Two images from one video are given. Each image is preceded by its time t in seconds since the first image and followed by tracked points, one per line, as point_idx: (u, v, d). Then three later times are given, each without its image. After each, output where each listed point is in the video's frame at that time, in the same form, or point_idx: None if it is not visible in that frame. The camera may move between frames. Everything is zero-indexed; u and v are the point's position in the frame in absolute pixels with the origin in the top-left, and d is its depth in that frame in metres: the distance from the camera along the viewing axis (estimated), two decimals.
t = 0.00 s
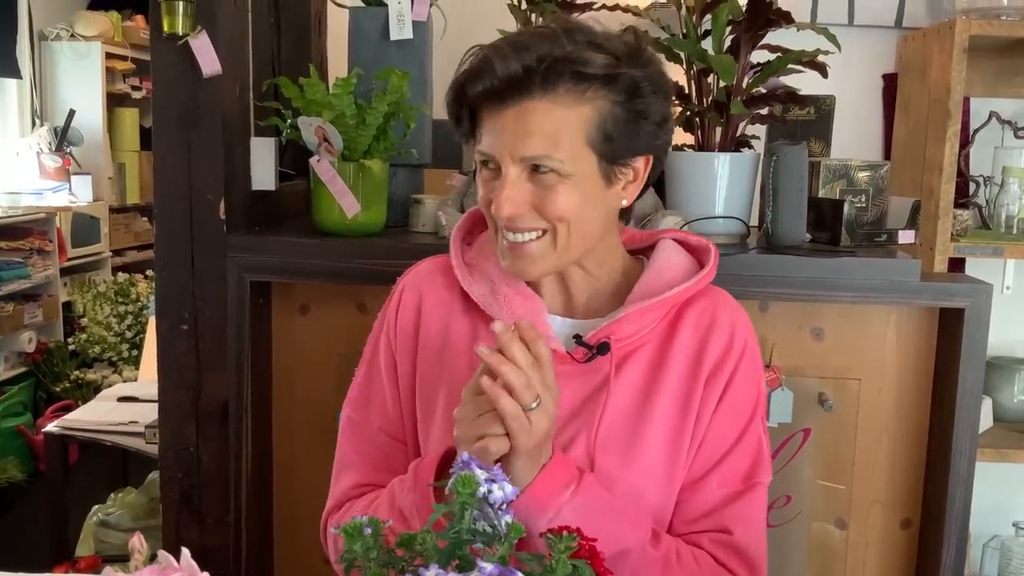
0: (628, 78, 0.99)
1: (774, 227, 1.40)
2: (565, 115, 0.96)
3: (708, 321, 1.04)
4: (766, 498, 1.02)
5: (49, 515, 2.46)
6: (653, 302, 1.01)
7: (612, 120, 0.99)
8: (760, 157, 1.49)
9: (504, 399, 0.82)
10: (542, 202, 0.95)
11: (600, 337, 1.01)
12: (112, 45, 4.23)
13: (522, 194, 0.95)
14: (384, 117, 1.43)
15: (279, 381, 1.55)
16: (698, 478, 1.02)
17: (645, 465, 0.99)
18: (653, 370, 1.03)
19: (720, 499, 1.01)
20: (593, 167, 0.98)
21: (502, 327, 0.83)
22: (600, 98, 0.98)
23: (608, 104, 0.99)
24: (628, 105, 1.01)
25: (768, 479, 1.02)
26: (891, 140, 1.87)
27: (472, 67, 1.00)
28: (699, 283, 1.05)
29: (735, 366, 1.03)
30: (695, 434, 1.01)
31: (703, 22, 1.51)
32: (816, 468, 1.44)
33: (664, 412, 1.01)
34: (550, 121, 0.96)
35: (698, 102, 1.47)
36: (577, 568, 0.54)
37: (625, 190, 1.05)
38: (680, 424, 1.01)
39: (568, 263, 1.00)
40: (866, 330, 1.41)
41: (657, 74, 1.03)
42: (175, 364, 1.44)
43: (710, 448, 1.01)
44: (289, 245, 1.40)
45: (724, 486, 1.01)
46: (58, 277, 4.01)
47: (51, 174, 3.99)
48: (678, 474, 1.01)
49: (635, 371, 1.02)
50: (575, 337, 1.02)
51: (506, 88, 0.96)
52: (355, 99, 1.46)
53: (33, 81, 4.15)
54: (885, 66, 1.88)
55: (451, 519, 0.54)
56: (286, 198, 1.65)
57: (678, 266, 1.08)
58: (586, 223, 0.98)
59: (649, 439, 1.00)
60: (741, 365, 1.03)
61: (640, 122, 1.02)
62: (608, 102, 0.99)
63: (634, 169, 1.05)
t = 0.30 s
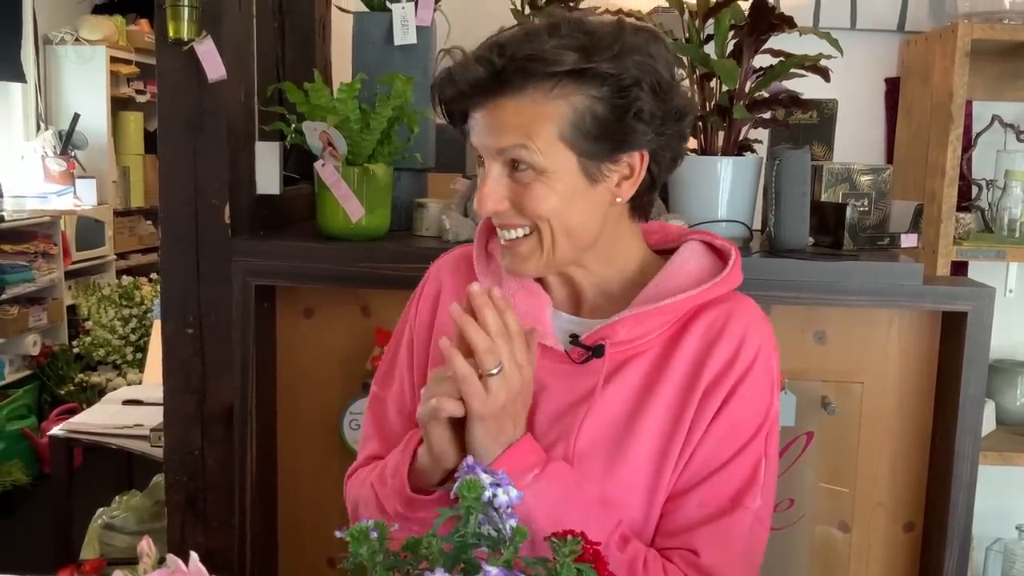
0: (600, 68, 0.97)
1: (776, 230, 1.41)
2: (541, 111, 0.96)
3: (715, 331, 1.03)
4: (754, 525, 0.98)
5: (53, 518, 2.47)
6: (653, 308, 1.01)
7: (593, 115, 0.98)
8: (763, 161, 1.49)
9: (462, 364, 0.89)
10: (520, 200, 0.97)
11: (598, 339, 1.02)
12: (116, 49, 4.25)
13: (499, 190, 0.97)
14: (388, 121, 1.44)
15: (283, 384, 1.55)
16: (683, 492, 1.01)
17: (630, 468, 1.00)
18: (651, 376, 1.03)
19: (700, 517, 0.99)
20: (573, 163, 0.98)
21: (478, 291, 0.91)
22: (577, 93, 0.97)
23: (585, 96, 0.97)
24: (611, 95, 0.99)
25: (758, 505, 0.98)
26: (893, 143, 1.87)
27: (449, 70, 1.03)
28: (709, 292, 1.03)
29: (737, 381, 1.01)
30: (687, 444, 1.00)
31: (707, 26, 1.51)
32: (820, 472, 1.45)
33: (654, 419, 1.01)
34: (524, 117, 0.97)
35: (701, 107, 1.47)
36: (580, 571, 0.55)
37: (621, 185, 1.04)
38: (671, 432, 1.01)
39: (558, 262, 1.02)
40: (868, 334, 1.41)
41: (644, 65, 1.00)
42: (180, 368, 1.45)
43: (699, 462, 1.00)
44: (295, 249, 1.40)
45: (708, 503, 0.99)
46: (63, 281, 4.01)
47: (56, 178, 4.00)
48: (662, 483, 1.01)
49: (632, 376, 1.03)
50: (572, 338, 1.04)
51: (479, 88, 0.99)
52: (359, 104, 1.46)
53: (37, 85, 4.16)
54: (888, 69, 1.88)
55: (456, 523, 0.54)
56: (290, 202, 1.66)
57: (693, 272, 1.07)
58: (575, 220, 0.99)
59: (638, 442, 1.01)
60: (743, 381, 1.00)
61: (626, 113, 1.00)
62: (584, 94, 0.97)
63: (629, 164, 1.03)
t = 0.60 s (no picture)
0: (560, 58, 0.99)
1: (788, 231, 1.40)
2: (498, 96, 0.99)
3: (661, 336, 1.03)
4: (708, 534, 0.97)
5: (67, 519, 2.48)
6: (597, 312, 1.00)
7: (547, 106, 1.00)
8: (775, 161, 1.49)
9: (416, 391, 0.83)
10: (470, 183, 0.99)
11: (544, 345, 1.02)
12: (128, 52, 4.27)
13: (453, 172, 0.99)
14: (399, 123, 1.44)
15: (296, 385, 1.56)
16: (637, 499, 1.00)
17: (581, 475, 1.00)
18: (600, 382, 1.03)
19: (655, 523, 0.98)
20: (523, 152, 1.00)
21: (429, 314, 0.82)
22: (533, 83, 1.00)
23: (542, 86, 1.00)
24: (568, 88, 1.01)
25: (713, 509, 0.97)
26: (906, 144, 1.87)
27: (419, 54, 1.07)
28: (654, 296, 1.03)
29: (684, 386, 1.00)
30: (637, 451, 1.00)
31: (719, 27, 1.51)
32: (833, 474, 1.44)
33: (605, 426, 1.01)
34: (482, 101, 1.00)
35: (713, 107, 1.47)
36: (595, 571, 0.55)
37: (569, 181, 1.05)
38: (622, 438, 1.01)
39: (503, 253, 1.01)
40: (880, 335, 1.41)
41: (603, 60, 1.02)
42: (193, 368, 1.45)
43: (652, 467, 1.00)
44: (307, 251, 1.41)
45: (659, 510, 0.98)
46: (75, 283, 4.02)
47: (69, 181, 4.02)
48: (614, 490, 1.00)
49: (580, 382, 1.03)
50: (520, 343, 1.04)
51: (444, 72, 1.03)
52: (370, 106, 1.47)
53: (50, 88, 4.18)
54: (900, 70, 1.88)
55: (471, 522, 0.54)
56: (302, 203, 1.66)
57: (637, 275, 1.06)
58: (523, 208, 1.00)
59: (587, 449, 1.01)
60: (692, 384, 1.00)
61: (585, 105, 1.02)
62: (542, 85, 1.00)
63: (582, 160, 1.05)
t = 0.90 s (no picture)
0: (436, 74, 1.04)
1: (815, 234, 1.40)
2: (374, 103, 1.03)
3: (513, 342, 1.06)
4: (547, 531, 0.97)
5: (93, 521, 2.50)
6: (450, 316, 1.03)
7: (421, 118, 1.04)
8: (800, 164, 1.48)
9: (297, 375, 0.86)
10: (343, 183, 1.01)
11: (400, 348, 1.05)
12: (153, 57, 4.32)
13: (325, 171, 1.02)
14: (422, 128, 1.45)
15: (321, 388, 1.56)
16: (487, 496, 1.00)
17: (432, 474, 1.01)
18: (456, 384, 1.05)
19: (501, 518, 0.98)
20: (394, 160, 1.03)
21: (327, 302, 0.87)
22: (408, 94, 1.04)
23: (418, 99, 1.04)
24: (442, 105, 1.05)
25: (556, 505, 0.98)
26: (932, 148, 1.86)
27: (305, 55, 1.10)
28: (506, 302, 1.06)
29: (535, 387, 1.03)
30: (484, 452, 1.01)
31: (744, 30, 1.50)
32: (859, 479, 1.43)
33: (455, 426, 1.03)
34: (359, 107, 1.03)
35: (738, 111, 1.47)
36: None
37: (435, 193, 1.08)
38: (473, 437, 1.02)
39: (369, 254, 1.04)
40: (907, 340, 1.40)
41: (484, 84, 1.07)
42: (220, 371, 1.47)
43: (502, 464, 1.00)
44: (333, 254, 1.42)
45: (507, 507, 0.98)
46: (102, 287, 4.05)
47: (95, 185, 4.00)
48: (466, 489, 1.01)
49: (437, 384, 1.05)
50: (379, 347, 1.06)
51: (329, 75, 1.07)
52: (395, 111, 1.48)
53: (76, 93, 4.22)
54: (926, 72, 1.87)
55: (501, 527, 0.55)
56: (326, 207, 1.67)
57: (493, 283, 1.10)
58: (389, 213, 1.02)
59: (436, 451, 1.02)
60: (543, 385, 1.03)
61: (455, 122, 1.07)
62: (417, 97, 1.04)
63: (445, 174, 1.09)
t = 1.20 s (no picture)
0: (346, 66, 0.97)
1: (852, 240, 1.39)
2: (284, 89, 0.96)
3: (427, 329, 1.00)
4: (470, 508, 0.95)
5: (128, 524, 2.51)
6: (367, 306, 0.97)
7: (331, 108, 0.97)
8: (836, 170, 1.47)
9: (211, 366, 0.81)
10: (248, 168, 0.95)
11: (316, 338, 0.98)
12: (186, 63, 4.38)
13: (236, 156, 0.95)
14: (457, 134, 1.47)
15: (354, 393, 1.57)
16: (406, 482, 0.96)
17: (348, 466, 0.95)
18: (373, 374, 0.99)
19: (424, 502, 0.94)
20: (299, 147, 0.96)
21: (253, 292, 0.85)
22: (318, 83, 0.97)
23: (328, 90, 0.97)
24: (352, 97, 0.98)
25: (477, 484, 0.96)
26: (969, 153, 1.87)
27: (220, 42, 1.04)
28: (424, 287, 1.00)
29: (451, 371, 0.98)
30: (404, 439, 0.96)
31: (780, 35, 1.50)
32: (896, 487, 1.42)
33: (371, 418, 0.97)
34: (269, 92, 0.97)
35: (773, 116, 1.46)
36: None
37: (342, 183, 1.00)
38: (391, 425, 0.96)
39: (269, 240, 0.97)
40: (946, 347, 1.38)
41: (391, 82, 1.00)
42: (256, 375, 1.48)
43: (419, 449, 0.96)
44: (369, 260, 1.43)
45: (429, 487, 0.95)
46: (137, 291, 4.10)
47: (129, 189, 4.04)
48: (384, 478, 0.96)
49: (352, 374, 0.98)
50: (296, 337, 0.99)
51: (244, 61, 1.00)
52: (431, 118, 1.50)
53: (110, 98, 4.28)
54: (961, 77, 1.87)
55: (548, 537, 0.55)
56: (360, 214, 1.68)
57: (409, 271, 1.03)
58: (291, 200, 0.95)
59: (355, 442, 0.96)
60: (459, 369, 0.98)
61: (362, 115, 1.00)
62: (327, 88, 0.97)
63: (353, 167, 1.01)
